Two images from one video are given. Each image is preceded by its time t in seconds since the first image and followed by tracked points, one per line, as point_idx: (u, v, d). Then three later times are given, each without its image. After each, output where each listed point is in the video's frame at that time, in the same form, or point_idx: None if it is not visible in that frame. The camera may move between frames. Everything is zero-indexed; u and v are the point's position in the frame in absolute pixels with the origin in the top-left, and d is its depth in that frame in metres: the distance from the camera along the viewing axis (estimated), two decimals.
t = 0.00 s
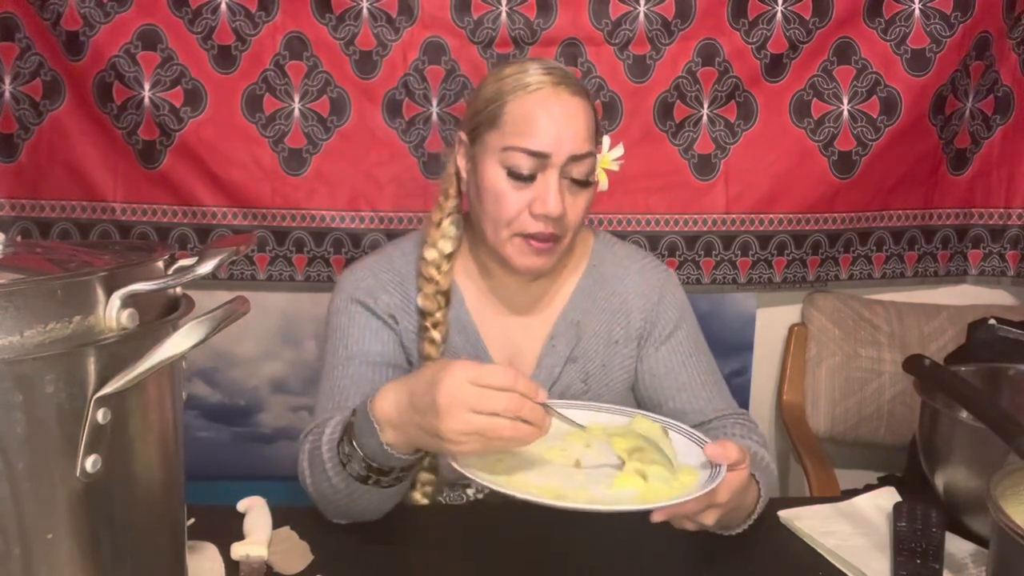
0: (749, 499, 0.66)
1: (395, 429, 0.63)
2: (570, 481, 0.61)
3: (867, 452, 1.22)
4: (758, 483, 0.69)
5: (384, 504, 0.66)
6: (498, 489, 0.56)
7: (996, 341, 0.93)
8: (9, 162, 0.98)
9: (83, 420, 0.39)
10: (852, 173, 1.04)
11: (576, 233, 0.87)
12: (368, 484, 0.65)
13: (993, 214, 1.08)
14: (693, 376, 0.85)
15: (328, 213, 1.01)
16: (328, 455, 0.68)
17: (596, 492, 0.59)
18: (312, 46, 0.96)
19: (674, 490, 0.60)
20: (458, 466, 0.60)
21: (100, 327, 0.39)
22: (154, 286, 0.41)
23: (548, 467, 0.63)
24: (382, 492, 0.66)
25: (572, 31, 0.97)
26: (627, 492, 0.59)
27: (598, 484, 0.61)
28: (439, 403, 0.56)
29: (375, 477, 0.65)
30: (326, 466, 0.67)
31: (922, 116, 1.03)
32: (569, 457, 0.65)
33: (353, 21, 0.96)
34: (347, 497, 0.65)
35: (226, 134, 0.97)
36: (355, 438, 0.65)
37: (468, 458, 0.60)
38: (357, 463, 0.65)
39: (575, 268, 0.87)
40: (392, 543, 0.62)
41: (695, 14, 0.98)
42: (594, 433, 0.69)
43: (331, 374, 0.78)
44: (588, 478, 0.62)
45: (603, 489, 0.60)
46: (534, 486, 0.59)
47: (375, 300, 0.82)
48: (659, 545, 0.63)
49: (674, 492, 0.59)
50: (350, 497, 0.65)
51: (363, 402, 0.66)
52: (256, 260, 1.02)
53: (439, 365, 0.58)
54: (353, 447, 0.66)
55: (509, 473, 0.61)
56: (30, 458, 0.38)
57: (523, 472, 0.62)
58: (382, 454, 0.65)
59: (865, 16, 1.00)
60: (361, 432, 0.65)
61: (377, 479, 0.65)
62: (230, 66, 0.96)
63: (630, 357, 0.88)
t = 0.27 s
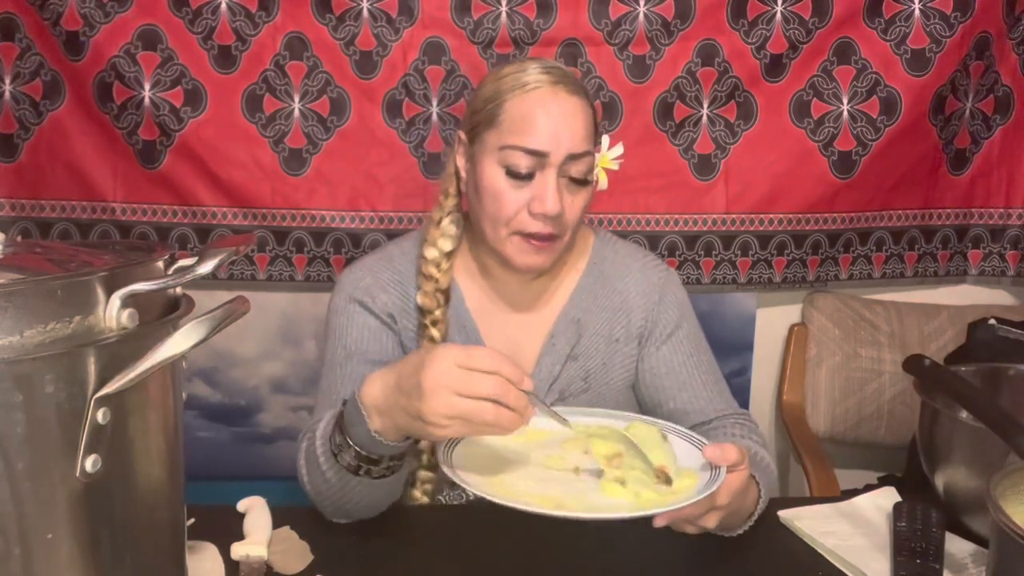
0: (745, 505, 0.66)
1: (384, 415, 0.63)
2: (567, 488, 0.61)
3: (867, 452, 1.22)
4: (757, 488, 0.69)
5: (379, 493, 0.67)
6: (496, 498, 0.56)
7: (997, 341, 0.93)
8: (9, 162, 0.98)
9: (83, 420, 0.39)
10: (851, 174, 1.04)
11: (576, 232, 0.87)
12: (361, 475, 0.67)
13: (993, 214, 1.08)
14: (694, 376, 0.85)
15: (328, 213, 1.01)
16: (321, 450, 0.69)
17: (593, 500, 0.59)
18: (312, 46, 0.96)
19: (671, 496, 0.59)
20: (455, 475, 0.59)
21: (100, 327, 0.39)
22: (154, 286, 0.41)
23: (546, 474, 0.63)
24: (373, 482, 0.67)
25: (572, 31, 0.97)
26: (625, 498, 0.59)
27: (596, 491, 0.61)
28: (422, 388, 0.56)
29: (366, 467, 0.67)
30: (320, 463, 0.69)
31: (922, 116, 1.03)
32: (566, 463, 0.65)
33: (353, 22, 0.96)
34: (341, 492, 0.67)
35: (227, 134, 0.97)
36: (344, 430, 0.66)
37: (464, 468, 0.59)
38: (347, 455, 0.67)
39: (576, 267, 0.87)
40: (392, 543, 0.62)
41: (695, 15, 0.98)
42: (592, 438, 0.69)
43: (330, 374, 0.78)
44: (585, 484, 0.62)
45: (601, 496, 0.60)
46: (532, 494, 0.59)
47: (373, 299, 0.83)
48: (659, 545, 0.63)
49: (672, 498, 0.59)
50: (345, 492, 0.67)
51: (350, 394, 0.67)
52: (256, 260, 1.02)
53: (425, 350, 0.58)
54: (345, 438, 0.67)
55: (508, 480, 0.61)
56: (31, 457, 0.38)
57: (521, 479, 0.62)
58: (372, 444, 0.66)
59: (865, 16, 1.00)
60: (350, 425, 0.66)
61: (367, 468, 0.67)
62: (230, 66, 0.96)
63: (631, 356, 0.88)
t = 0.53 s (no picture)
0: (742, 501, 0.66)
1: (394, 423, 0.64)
2: (558, 488, 0.61)
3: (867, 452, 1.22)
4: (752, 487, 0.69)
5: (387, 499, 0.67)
6: (482, 496, 0.56)
7: (996, 341, 0.93)
8: (9, 162, 0.98)
9: (83, 421, 0.39)
10: (851, 174, 1.04)
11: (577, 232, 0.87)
12: (369, 481, 0.67)
13: (993, 214, 1.08)
14: (695, 376, 0.85)
15: (328, 213, 1.01)
16: (328, 455, 0.69)
17: (581, 497, 0.59)
18: (312, 46, 0.96)
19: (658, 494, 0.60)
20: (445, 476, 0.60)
21: (100, 326, 0.39)
22: (154, 286, 0.41)
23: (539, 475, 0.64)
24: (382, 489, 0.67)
25: (572, 32, 0.97)
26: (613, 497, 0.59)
27: (586, 490, 0.61)
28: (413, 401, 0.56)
29: (375, 473, 0.67)
30: (326, 465, 0.68)
31: (922, 116, 1.03)
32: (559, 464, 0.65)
33: (353, 22, 0.96)
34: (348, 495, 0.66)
35: (227, 134, 0.97)
36: (355, 436, 0.66)
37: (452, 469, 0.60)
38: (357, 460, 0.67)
39: (578, 267, 0.87)
40: (393, 543, 0.62)
41: (694, 15, 0.98)
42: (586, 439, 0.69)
43: (331, 373, 0.78)
44: (574, 483, 0.62)
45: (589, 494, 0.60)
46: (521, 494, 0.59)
47: (374, 299, 0.83)
48: (658, 544, 0.63)
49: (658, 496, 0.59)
50: (351, 494, 0.66)
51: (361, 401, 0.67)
52: (256, 260, 1.02)
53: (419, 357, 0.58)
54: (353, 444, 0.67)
55: (500, 482, 0.61)
56: (31, 457, 0.38)
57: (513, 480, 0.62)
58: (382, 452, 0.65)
59: (865, 16, 1.00)
60: (360, 429, 0.66)
61: (377, 475, 0.67)
62: (230, 66, 0.96)
63: (633, 355, 0.88)
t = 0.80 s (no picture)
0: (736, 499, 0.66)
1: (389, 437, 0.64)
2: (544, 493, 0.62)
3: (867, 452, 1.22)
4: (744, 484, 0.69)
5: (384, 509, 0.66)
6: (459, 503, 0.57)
7: (996, 341, 0.93)
8: (9, 161, 0.98)
9: (83, 420, 0.39)
10: (851, 174, 1.04)
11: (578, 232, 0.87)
12: (367, 491, 0.66)
13: (993, 214, 1.08)
14: (695, 376, 0.85)
15: (328, 213, 1.01)
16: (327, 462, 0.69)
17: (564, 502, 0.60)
18: (312, 46, 0.96)
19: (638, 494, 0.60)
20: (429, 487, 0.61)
21: (100, 326, 0.39)
22: (154, 287, 0.41)
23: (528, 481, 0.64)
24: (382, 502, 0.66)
25: (572, 32, 0.98)
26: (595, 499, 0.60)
27: (572, 495, 0.62)
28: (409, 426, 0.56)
29: (374, 484, 0.66)
30: (325, 471, 0.68)
31: (922, 116, 1.03)
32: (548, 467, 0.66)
33: (353, 22, 0.96)
34: (348, 500, 0.66)
35: (227, 134, 0.97)
36: (353, 446, 0.66)
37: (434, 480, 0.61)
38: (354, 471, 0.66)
39: (580, 267, 0.87)
40: (393, 543, 0.62)
41: (694, 15, 0.98)
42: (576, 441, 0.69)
43: (333, 374, 0.78)
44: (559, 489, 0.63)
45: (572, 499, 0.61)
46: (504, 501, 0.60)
47: (377, 300, 0.83)
48: (658, 545, 0.63)
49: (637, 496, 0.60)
50: (349, 500, 0.65)
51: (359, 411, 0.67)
52: (256, 260, 1.02)
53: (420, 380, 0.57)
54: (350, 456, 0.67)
55: (488, 489, 0.62)
56: (31, 457, 0.38)
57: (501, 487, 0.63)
58: (379, 463, 0.65)
59: (865, 16, 1.00)
60: (358, 438, 0.66)
61: (376, 485, 0.66)
62: (230, 66, 0.96)
63: (634, 355, 0.88)
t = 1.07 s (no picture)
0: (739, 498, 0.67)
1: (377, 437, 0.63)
2: (549, 493, 0.62)
3: (867, 452, 1.22)
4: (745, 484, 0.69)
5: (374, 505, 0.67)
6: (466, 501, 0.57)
7: (996, 341, 0.93)
8: (9, 161, 0.98)
9: (83, 421, 0.39)
10: (851, 174, 1.04)
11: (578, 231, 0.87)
12: (356, 490, 0.66)
13: (993, 214, 1.08)
14: (696, 376, 0.85)
15: (328, 213, 1.01)
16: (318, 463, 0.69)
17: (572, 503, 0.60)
18: (312, 46, 0.96)
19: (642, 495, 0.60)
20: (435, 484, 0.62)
21: (100, 326, 0.39)
22: (154, 286, 0.41)
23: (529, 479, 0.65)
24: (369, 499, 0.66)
25: (572, 32, 0.98)
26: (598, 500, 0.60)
27: (577, 495, 0.62)
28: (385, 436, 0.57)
29: (361, 485, 0.66)
30: (317, 476, 0.69)
31: (922, 116, 1.03)
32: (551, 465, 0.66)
33: (353, 22, 0.96)
34: (338, 501, 0.66)
35: (226, 134, 0.97)
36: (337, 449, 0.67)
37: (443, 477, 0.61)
38: (341, 472, 0.66)
39: (580, 266, 0.88)
40: (393, 543, 0.62)
41: (694, 15, 0.98)
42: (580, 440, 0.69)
43: (332, 374, 0.78)
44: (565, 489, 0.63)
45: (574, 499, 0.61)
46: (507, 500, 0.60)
47: (376, 299, 0.83)
48: (658, 545, 0.64)
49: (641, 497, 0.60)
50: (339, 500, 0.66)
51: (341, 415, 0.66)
52: (256, 260, 1.02)
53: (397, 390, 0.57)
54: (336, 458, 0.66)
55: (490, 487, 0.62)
56: (31, 457, 0.38)
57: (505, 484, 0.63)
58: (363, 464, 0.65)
59: (865, 16, 1.00)
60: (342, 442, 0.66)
61: (363, 485, 0.66)
62: (230, 66, 0.96)
63: (635, 356, 0.88)
